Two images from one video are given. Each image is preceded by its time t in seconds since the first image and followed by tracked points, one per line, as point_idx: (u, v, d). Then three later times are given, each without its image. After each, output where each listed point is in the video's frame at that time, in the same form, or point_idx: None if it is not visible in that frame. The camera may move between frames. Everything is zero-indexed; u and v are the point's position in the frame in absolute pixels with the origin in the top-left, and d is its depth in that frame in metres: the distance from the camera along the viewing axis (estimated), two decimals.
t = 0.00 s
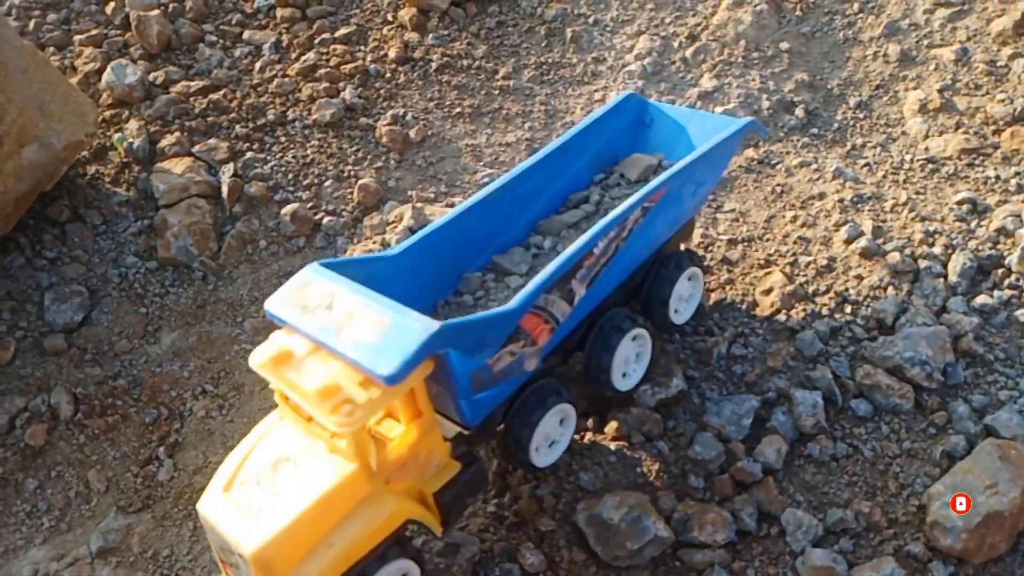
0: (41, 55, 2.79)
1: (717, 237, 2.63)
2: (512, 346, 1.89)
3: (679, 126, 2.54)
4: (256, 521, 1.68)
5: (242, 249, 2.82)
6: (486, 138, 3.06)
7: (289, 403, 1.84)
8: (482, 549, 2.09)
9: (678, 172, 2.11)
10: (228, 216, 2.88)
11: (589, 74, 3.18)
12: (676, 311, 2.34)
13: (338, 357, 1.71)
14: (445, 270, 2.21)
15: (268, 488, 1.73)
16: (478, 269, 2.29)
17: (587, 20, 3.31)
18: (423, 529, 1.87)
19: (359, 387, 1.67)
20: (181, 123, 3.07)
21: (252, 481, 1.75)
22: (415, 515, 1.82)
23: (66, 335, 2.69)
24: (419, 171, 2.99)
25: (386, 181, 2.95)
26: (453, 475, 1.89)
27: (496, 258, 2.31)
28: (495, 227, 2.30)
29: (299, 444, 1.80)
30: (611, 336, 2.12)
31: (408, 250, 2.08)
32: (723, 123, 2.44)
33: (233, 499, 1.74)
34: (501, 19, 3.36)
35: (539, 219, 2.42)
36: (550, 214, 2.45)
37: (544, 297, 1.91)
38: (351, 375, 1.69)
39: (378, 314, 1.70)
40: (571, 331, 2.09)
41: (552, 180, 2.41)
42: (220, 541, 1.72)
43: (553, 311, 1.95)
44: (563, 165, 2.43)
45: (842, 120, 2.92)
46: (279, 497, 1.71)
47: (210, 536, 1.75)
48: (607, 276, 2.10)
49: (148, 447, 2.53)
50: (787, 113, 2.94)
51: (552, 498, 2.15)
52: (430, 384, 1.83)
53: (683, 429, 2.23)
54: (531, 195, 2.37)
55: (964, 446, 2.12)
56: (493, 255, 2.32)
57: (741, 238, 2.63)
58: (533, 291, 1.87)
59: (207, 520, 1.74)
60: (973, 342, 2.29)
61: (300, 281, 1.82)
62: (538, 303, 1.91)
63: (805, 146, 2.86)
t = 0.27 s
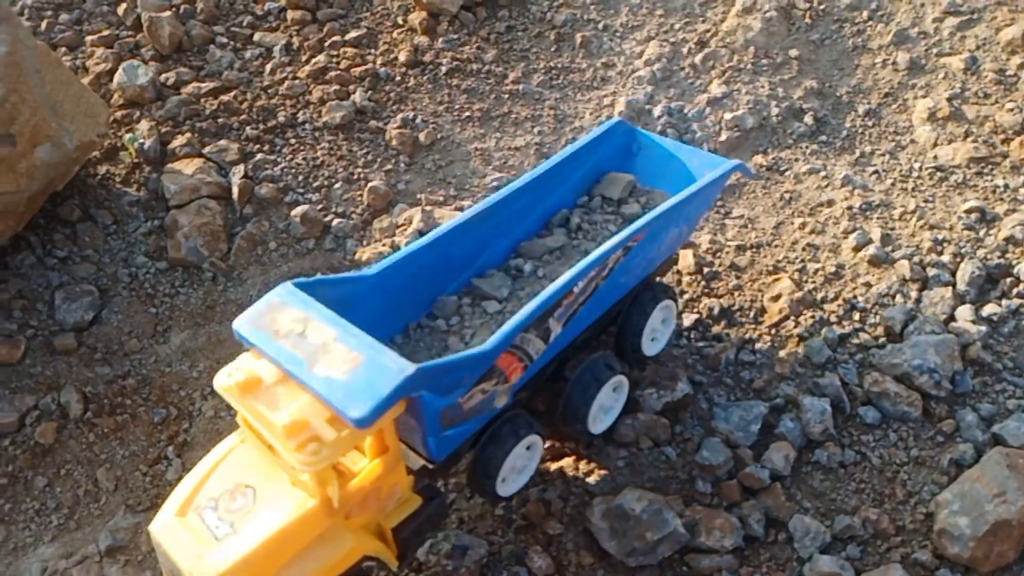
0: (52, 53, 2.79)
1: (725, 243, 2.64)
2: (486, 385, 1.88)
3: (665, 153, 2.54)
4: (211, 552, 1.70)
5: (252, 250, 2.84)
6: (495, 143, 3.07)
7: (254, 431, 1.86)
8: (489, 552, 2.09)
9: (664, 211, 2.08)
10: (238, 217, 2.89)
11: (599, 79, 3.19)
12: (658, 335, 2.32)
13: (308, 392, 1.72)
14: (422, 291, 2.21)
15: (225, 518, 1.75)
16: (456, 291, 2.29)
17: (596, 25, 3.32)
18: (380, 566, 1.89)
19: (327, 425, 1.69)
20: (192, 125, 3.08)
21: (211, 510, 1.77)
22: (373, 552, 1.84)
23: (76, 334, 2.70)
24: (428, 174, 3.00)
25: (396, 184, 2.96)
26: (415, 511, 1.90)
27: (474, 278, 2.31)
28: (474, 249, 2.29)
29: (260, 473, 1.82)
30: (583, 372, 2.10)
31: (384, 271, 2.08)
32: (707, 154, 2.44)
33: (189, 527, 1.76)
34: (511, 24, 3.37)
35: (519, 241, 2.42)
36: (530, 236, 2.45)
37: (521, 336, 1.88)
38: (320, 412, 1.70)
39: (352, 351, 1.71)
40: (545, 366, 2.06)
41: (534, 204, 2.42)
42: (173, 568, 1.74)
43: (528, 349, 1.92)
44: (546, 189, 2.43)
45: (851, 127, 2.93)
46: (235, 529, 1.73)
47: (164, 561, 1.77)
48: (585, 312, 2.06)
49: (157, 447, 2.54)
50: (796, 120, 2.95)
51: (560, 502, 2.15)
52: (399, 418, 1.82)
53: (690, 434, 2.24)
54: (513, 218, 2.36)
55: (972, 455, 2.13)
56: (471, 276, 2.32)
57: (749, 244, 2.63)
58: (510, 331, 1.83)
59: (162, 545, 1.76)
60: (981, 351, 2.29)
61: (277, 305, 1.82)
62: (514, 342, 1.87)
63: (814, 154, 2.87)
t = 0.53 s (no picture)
0: (69, 51, 2.84)
1: (737, 246, 2.65)
2: (451, 402, 1.89)
3: (661, 159, 2.50)
4: (164, 557, 1.76)
5: (265, 248, 2.85)
6: (507, 143, 3.08)
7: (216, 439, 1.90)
8: (499, 551, 2.11)
9: (646, 230, 2.05)
10: (251, 215, 2.91)
11: (611, 82, 3.20)
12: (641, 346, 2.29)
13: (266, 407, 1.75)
14: (401, 294, 2.22)
15: (181, 524, 1.81)
16: (435, 296, 2.29)
17: (609, 27, 3.33)
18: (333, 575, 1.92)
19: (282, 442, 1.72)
20: (206, 122, 3.10)
21: (168, 513, 1.83)
22: (327, 562, 1.88)
23: (89, 329, 2.72)
24: (440, 174, 3.01)
25: (408, 183, 2.98)
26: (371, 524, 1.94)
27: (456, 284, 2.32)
28: (457, 253, 2.29)
29: (218, 481, 1.87)
30: (558, 389, 2.08)
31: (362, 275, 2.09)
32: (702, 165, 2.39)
33: (146, 530, 1.82)
34: (524, 25, 3.37)
35: (504, 245, 2.41)
36: (517, 241, 2.44)
37: (490, 354, 1.87)
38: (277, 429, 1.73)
39: (311, 369, 1.72)
40: (517, 380, 2.05)
41: (521, 209, 2.40)
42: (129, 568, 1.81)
43: (498, 365, 1.92)
44: (534, 195, 2.41)
45: (863, 131, 2.93)
46: (189, 536, 1.79)
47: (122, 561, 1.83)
48: (561, 328, 2.05)
49: (169, 442, 2.56)
50: (808, 123, 2.96)
51: (571, 502, 2.16)
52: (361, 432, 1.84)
53: (701, 436, 2.24)
54: (498, 223, 2.35)
55: (983, 459, 2.13)
56: (453, 280, 2.32)
57: (760, 247, 2.64)
58: (476, 350, 1.83)
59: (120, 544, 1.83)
60: (993, 356, 2.30)
61: (244, 313, 1.84)
62: (483, 360, 1.87)
63: (825, 158, 2.88)
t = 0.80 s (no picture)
0: (87, 47, 2.86)
1: (749, 248, 2.66)
2: (415, 415, 1.90)
3: (660, 183, 2.49)
4: (113, 541, 1.80)
5: (279, 245, 2.87)
6: (520, 143, 3.09)
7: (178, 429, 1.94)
8: (511, 548, 2.13)
9: (634, 259, 2.04)
10: (266, 212, 2.92)
11: (624, 83, 3.20)
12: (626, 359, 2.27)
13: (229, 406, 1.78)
14: (381, 295, 2.25)
15: (134, 510, 1.84)
16: (416, 300, 2.32)
17: (623, 28, 3.32)
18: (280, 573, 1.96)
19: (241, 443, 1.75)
20: (221, 120, 3.12)
21: (122, 498, 1.87)
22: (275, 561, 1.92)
23: (104, 324, 2.74)
24: (454, 173, 3.02)
25: (421, 182, 2.99)
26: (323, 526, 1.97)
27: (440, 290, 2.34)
28: (442, 260, 2.31)
29: (175, 471, 1.90)
30: (527, 408, 2.08)
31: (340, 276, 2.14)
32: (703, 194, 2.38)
33: (99, 512, 1.86)
34: (537, 25, 3.38)
35: (492, 256, 2.42)
36: (506, 251, 2.45)
37: (460, 370, 1.89)
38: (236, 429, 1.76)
39: (276, 374, 1.75)
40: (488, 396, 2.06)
41: (512, 220, 2.41)
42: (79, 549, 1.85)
43: (467, 382, 1.93)
44: (527, 207, 2.42)
45: (876, 135, 2.93)
46: (141, 523, 1.83)
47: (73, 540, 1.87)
48: (536, 349, 2.05)
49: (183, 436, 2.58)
50: (821, 126, 2.96)
51: (582, 500, 2.18)
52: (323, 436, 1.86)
53: (713, 437, 2.25)
54: (487, 233, 2.37)
55: (995, 463, 2.14)
56: (436, 286, 2.34)
57: (773, 249, 2.65)
58: (445, 367, 1.84)
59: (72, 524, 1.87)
60: (1006, 361, 2.30)
61: (217, 307, 1.87)
62: (453, 376, 1.88)
63: (838, 161, 2.88)
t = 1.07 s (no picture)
0: (97, 43, 2.86)
1: (756, 249, 2.66)
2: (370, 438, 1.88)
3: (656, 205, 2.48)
4: (54, 544, 1.81)
5: (286, 242, 2.87)
6: (527, 143, 3.09)
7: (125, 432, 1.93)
8: (517, 547, 2.13)
9: (608, 294, 2.01)
10: (273, 209, 2.93)
11: (632, 83, 3.19)
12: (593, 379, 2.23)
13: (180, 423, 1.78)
14: (352, 299, 2.28)
15: (76, 513, 1.85)
16: (387, 306, 2.34)
17: (630, 29, 3.32)
18: None
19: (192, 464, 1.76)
20: (229, 116, 3.12)
21: (65, 498, 1.87)
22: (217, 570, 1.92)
23: (111, 320, 2.74)
24: (461, 172, 3.03)
25: (428, 181, 2.99)
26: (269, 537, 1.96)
27: (413, 298, 2.36)
28: (417, 267, 2.33)
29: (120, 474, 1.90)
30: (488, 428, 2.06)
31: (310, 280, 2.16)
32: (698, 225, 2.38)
33: (41, 510, 1.87)
34: (545, 25, 3.37)
35: (470, 264, 2.43)
36: (486, 260, 2.46)
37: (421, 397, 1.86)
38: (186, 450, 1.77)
39: (229, 397, 1.75)
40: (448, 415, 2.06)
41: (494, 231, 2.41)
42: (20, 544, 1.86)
43: (427, 406, 1.91)
44: (511, 217, 2.42)
45: (883, 137, 2.93)
46: (82, 527, 1.83)
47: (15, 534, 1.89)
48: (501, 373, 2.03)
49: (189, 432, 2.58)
50: (828, 128, 2.96)
51: (588, 500, 2.18)
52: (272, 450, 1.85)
53: (719, 437, 2.25)
54: (466, 243, 2.37)
55: (1001, 466, 2.15)
56: (409, 293, 2.36)
57: (780, 250, 2.65)
58: (405, 396, 1.83)
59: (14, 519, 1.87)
60: (1013, 364, 2.30)
61: (178, 311, 1.88)
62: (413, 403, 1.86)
63: (846, 163, 2.88)
